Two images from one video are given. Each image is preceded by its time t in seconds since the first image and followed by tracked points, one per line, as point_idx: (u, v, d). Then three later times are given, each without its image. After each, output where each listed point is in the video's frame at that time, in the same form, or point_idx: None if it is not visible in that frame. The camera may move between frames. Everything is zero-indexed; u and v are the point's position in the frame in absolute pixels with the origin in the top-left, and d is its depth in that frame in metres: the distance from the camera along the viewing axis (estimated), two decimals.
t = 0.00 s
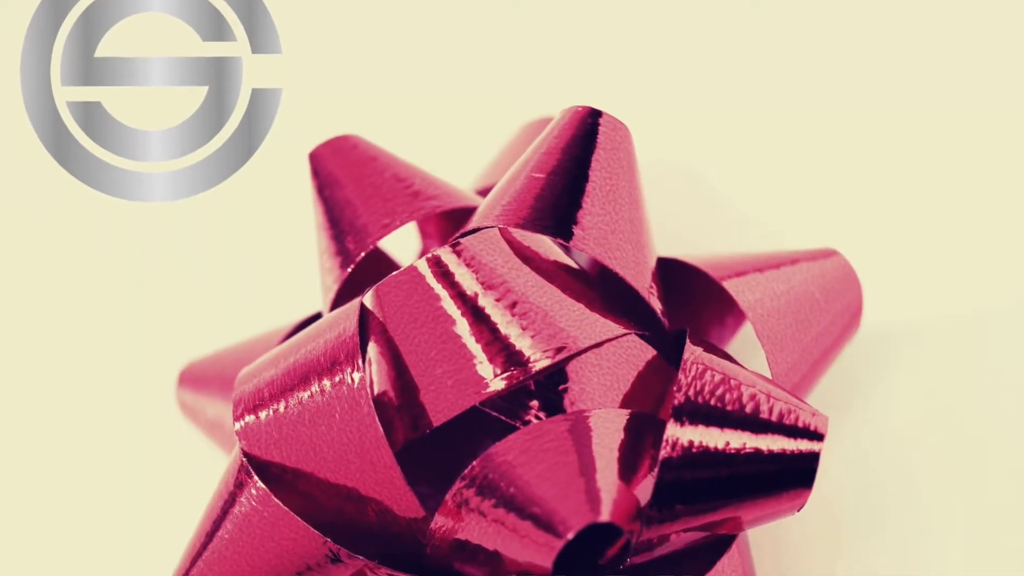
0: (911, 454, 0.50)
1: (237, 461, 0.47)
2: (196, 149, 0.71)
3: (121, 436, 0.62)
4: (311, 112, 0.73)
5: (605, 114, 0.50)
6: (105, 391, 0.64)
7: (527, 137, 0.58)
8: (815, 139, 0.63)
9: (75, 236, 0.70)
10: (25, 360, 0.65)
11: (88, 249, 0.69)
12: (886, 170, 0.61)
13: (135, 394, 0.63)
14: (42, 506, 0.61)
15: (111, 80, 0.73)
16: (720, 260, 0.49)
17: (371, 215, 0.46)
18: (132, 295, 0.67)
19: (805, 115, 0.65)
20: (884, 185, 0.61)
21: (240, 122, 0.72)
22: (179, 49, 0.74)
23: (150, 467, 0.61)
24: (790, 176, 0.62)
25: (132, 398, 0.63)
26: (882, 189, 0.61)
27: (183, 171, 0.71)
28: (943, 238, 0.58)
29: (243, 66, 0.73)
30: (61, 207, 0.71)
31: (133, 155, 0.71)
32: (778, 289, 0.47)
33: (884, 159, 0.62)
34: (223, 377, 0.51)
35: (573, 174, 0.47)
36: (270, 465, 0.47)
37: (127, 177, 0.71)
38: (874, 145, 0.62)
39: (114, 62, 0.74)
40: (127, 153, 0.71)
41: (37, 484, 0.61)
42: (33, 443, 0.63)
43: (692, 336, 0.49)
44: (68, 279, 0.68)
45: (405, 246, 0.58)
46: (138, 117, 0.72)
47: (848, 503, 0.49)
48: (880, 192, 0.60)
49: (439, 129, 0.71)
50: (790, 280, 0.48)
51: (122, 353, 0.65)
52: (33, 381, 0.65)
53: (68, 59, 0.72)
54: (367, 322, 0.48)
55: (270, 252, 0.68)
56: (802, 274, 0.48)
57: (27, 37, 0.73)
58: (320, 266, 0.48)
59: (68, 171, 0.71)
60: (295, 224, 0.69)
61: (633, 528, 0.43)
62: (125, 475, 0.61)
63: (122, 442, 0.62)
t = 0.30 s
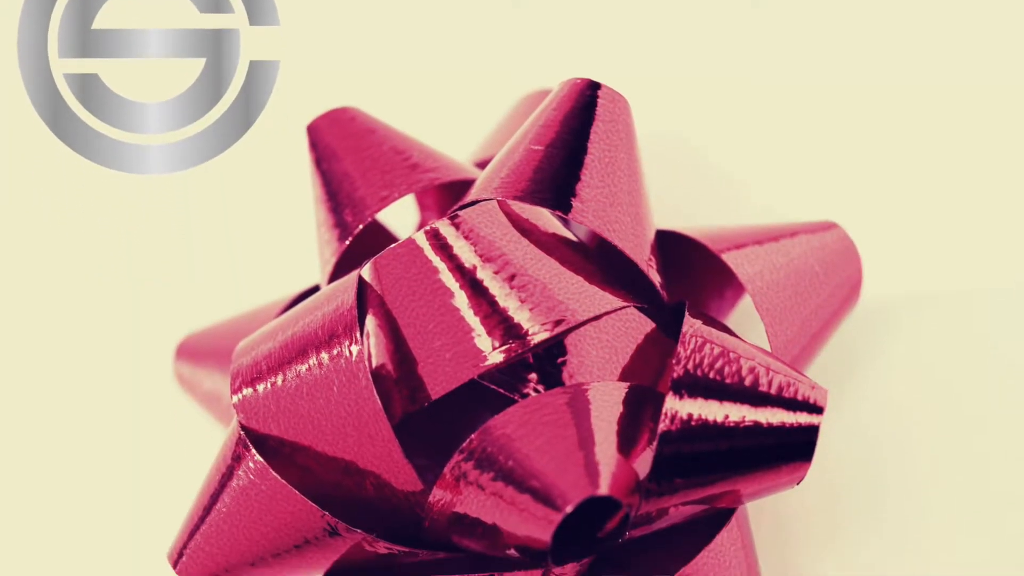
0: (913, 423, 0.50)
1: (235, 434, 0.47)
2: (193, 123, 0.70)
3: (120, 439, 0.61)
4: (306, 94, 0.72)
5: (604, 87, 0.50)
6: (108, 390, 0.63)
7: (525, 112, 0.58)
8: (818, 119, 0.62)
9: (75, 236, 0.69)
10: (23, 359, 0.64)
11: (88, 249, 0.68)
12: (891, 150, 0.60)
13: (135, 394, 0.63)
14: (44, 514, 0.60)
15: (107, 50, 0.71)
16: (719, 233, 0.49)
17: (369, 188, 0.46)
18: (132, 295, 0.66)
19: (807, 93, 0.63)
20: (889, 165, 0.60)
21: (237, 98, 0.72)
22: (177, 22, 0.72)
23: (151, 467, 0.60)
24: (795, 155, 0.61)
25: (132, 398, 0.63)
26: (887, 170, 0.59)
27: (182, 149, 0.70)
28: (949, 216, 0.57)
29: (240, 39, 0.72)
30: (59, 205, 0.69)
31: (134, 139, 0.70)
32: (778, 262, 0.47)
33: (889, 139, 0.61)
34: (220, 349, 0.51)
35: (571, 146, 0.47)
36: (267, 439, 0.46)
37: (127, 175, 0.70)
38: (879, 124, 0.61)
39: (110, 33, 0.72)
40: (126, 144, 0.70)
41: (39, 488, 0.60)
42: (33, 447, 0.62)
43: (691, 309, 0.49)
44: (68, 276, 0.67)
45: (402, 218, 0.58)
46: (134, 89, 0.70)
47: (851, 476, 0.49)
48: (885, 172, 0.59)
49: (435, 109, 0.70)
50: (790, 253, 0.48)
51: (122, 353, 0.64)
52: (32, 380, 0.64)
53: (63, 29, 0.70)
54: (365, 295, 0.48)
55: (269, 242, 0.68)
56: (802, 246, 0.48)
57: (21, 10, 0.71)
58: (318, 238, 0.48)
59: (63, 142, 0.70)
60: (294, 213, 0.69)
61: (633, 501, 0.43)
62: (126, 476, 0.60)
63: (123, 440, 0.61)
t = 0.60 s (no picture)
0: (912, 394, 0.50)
1: (232, 408, 0.47)
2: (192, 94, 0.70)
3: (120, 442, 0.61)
4: (302, 72, 0.71)
5: (602, 58, 0.50)
6: (110, 391, 0.63)
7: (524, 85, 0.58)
8: (819, 95, 0.62)
9: (75, 237, 0.68)
10: (24, 361, 0.64)
11: (88, 250, 0.68)
12: (882, 95, 0.61)
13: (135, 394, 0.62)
14: (44, 516, 0.59)
15: (104, 21, 0.71)
16: (718, 205, 0.48)
17: (367, 160, 0.46)
18: (132, 295, 0.66)
19: (808, 68, 0.63)
20: (893, 138, 0.59)
21: (235, 68, 0.72)
22: None
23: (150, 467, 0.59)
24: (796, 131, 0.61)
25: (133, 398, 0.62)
26: (890, 142, 0.59)
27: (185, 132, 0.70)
28: (952, 187, 0.57)
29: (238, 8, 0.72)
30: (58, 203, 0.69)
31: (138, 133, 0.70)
32: (777, 234, 0.47)
33: (880, 71, 0.62)
34: (218, 321, 0.51)
35: (570, 118, 0.47)
36: (264, 412, 0.46)
37: (127, 174, 0.69)
38: (881, 98, 0.61)
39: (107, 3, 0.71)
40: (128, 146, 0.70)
41: (39, 482, 0.60)
42: (32, 452, 0.61)
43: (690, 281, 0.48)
44: (68, 275, 0.67)
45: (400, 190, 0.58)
46: (136, 64, 0.70)
47: (850, 448, 0.49)
48: (888, 145, 0.59)
49: (433, 85, 0.70)
50: (789, 225, 0.47)
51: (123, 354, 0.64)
52: (32, 383, 0.63)
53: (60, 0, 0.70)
54: (363, 268, 0.47)
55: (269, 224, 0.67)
56: (801, 219, 0.48)
57: None
58: (317, 211, 0.48)
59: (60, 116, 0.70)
60: (292, 196, 0.68)
61: (631, 473, 0.43)
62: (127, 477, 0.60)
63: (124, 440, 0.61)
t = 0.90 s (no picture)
0: (912, 366, 0.49)
1: (230, 380, 0.47)
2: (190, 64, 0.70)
3: (120, 446, 0.60)
4: (298, 47, 0.71)
5: (601, 30, 0.50)
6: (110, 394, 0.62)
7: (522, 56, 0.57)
8: (824, 76, 0.60)
9: (75, 237, 0.67)
10: (24, 364, 0.63)
11: (88, 253, 0.66)
12: (881, 60, 0.60)
13: (135, 398, 0.61)
14: (43, 514, 0.59)
15: None
16: (718, 177, 0.48)
17: (365, 132, 0.46)
18: (132, 295, 0.65)
19: (808, 35, 0.62)
20: (895, 112, 0.58)
21: (233, 37, 0.71)
22: None
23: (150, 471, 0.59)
24: (801, 111, 0.59)
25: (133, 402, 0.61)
26: (894, 124, 0.58)
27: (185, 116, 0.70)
28: (953, 165, 0.56)
29: None
30: (57, 201, 0.68)
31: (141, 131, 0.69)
32: (776, 206, 0.47)
33: (880, 35, 0.61)
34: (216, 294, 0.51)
35: (568, 90, 0.47)
36: (262, 385, 0.46)
37: (127, 174, 0.68)
38: (878, 53, 0.60)
39: None
40: (128, 148, 0.69)
41: (39, 480, 0.60)
42: (33, 456, 0.60)
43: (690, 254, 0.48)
44: (68, 275, 0.66)
45: (398, 161, 0.58)
46: (134, 37, 0.70)
47: (847, 420, 0.49)
48: (891, 123, 0.58)
49: (429, 66, 0.69)
50: (788, 197, 0.47)
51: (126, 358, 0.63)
52: (33, 386, 0.62)
53: None
54: (362, 240, 0.47)
55: (263, 216, 0.66)
56: (800, 191, 0.48)
57: None
58: (315, 183, 0.48)
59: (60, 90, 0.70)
60: (294, 185, 0.67)
61: (629, 446, 0.43)
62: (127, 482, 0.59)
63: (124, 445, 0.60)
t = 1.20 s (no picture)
0: (911, 338, 0.49)
1: (227, 352, 0.47)
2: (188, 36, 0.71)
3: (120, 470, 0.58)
4: (297, 24, 0.71)
5: (600, 2, 0.50)
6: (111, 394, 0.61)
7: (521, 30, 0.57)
8: (824, 49, 0.60)
9: (76, 237, 0.66)
10: (24, 366, 0.62)
11: (88, 254, 0.65)
12: (880, 33, 0.60)
13: (135, 402, 0.60)
14: (43, 514, 0.58)
15: None
16: (717, 149, 0.48)
17: (363, 104, 0.46)
18: (132, 295, 0.64)
19: (807, 7, 0.61)
20: (894, 86, 0.58)
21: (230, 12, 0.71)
22: None
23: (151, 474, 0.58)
24: (806, 88, 0.59)
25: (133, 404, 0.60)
26: (891, 76, 0.58)
27: (184, 95, 0.69)
28: (953, 139, 0.56)
29: None
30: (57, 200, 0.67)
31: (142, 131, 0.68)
32: (775, 179, 0.47)
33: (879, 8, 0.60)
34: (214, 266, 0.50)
35: (567, 62, 0.47)
36: (260, 358, 0.46)
37: (127, 173, 0.68)
38: (878, 25, 0.60)
39: None
40: (129, 148, 0.68)
41: (38, 472, 0.59)
42: (33, 459, 0.59)
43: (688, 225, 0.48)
44: (70, 274, 0.65)
45: (395, 133, 0.57)
46: (132, 10, 0.71)
47: (847, 391, 0.49)
48: (890, 96, 0.58)
49: (426, 41, 0.68)
50: (787, 170, 0.47)
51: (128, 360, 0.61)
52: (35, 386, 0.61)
53: None
54: (360, 212, 0.47)
55: (257, 198, 0.66)
56: (799, 163, 0.48)
57: None
58: (313, 155, 0.48)
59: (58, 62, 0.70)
60: (294, 166, 0.66)
61: (628, 419, 0.43)
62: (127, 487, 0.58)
63: (125, 448, 0.59)
